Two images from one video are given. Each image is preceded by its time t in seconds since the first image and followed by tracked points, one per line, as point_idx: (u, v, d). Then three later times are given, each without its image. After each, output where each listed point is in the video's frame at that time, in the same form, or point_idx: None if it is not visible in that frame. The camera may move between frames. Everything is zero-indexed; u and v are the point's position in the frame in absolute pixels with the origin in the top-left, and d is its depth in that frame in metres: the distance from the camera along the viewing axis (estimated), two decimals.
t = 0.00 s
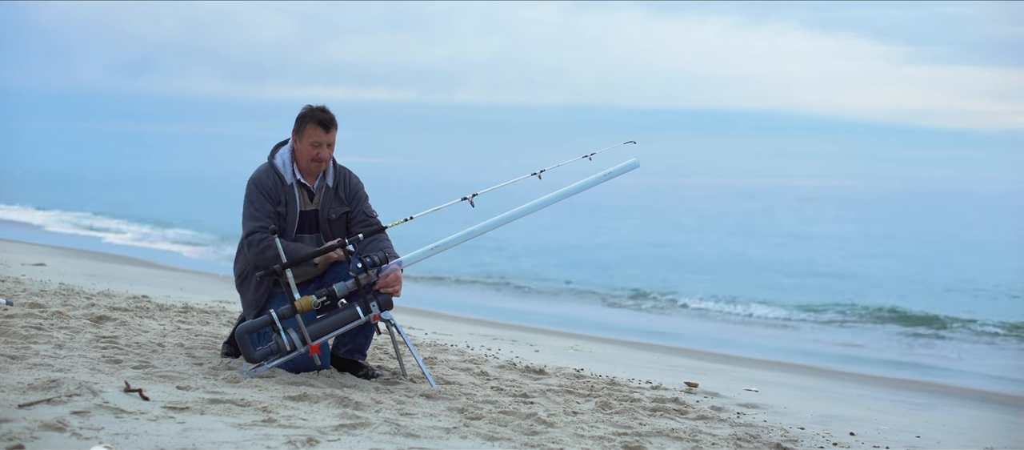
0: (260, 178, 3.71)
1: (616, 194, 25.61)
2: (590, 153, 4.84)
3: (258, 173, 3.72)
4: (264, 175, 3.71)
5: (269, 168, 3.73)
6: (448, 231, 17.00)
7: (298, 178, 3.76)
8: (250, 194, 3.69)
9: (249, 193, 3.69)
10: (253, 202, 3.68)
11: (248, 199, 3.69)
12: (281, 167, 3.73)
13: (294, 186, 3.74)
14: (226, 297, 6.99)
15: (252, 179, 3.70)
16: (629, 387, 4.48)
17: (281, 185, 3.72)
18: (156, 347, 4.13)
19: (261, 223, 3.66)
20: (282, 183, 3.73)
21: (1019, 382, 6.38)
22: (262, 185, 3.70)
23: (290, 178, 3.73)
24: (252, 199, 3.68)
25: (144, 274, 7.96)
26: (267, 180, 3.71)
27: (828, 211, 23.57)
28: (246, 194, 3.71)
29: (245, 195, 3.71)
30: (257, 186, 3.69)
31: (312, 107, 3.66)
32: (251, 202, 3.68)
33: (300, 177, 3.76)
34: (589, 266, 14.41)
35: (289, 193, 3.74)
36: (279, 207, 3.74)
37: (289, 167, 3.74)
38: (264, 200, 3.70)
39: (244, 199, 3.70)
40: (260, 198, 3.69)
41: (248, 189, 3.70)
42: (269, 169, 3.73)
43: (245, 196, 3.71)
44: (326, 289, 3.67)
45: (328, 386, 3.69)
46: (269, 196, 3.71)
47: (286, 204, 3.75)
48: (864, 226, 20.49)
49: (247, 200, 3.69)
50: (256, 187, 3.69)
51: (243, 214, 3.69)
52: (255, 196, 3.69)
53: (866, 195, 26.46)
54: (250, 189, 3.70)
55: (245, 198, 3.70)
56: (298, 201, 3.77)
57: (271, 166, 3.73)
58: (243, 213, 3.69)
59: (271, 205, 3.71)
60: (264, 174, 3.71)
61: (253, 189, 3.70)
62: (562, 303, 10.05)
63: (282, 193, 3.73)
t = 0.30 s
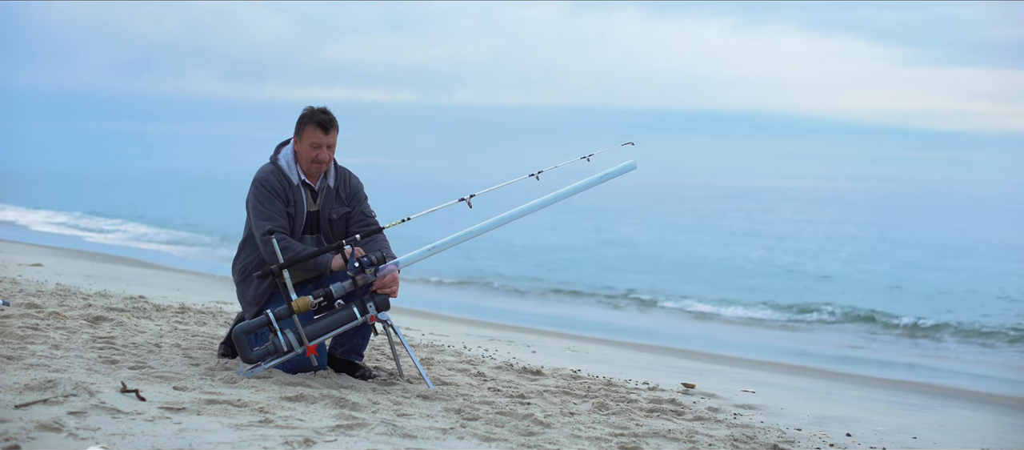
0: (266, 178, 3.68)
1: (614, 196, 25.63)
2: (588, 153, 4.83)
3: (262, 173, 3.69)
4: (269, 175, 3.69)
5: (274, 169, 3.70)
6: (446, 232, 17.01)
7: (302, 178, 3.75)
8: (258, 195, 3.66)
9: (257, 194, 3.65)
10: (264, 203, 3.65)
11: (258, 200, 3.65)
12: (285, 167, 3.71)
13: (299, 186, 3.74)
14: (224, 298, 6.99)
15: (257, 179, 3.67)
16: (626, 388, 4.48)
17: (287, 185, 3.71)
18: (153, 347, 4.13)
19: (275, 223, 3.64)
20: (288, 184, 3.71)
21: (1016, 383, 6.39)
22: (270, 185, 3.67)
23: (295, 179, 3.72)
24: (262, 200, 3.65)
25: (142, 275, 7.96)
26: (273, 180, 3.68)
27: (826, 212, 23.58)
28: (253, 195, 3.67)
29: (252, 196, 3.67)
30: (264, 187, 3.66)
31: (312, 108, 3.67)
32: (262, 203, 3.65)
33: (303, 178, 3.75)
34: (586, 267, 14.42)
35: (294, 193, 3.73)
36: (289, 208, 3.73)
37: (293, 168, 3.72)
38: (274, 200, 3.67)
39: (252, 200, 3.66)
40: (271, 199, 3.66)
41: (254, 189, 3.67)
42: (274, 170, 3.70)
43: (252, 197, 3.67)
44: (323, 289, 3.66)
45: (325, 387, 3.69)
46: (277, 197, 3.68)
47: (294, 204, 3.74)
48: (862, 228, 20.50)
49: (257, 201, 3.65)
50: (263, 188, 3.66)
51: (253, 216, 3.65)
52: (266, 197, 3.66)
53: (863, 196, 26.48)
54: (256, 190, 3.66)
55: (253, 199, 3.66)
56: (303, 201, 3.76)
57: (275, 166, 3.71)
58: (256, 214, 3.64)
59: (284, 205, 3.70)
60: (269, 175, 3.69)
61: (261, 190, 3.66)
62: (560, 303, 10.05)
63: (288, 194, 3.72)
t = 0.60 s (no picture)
0: (267, 178, 3.68)
1: (613, 197, 25.66)
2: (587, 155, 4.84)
3: (263, 173, 3.69)
4: (271, 175, 3.69)
5: (275, 170, 3.71)
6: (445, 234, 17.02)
7: (303, 179, 3.76)
8: (259, 195, 3.66)
9: (258, 194, 3.65)
10: (266, 203, 3.65)
11: (260, 200, 3.65)
12: (286, 168, 3.71)
13: (300, 186, 3.74)
14: (222, 298, 7.00)
15: (258, 179, 3.68)
16: (624, 390, 4.48)
17: (289, 185, 3.71)
18: (151, 347, 4.13)
19: (277, 223, 3.64)
20: (289, 184, 3.72)
21: (1014, 385, 6.39)
22: (271, 185, 3.67)
23: (296, 179, 3.73)
24: (264, 200, 3.66)
25: (140, 275, 7.97)
26: (275, 180, 3.68)
27: (825, 214, 23.59)
28: (253, 194, 3.67)
29: (252, 196, 3.67)
30: (265, 186, 3.66)
31: (313, 109, 3.67)
32: (264, 203, 3.65)
33: (304, 178, 3.76)
34: (585, 268, 14.44)
35: (296, 194, 3.73)
36: (291, 208, 3.73)
37: (294, 168, 3.73)
38: (276, 199, 3.67)
39: (254, 199, 3.66)
40: (272, 198, 3.67)
41: (255, 189, 3.66)
42: (275, 170, 3.70)
43: (253, 197, 3.67)
44: (322, 291, 3.67)
45: (323, 388, 3.69)
46: (279, 196, 3.68)
47: (295, 205, 3.74)
48: (861, 230, 20.51)
49: (258, 201, 3.65)
50: (264, 188, 3.66)
51: (255, 215, 3.65)
52: (267, 196, 3.66)
53: (862, 198, 26.48)
54: (257, 190, 3.66)
55: (254, 199, 3.66)
56: (304, 201, 3.77)
57: (276, 167, 3.71)
58: (258, 214, 3.64)
59: (286, 206, 3.71)
60: (270, 175, 3.69)
61: (262, 189, 3.66)
62: (558, 305, 10.06)
63: (290, 194, 3.72)
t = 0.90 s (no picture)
0: (275, 186, 3.68)
1: (617, 205, 25.67)
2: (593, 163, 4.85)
3: (271, 181, 3.70)
4: (279, 183, 3.69)
5: (283, 178, 3.71)
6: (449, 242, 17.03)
7: (310, 186, 3.76)
8: (267, 202, 3.66)
9: (266, 201, 3.66)
10: (274, 210, 3.66)
11: (268, 207, 3.66)
12: (294, 176, 3.72)
13: (308, 194, 3.75)
14: (227, 307, 7.01)
15: (265, 186, 3.68)
16: (630, 398, 4.47)
17: (297, 193, 3.72)
18: (157, 356, 4.14)
19: (285, 231, 3.64)
20: (297, 192, 3.72)
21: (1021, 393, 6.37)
22: (279, 192, 3.68)
23: (304, 187, 3.73)
24: (272, 207, 3.66)
25: (145, 283, 7.99)
26: (283, 188, 3.69)
27: (830, 221, 23.56)
28: (261, 202, 3.68)
29: (260, 203, 3.68)
30: (272, 194, 3.67)
31: (320, 118, 3.68)
32: (272, 210, 3.66)
33: (312, 186, 3.76)
34: (589, 276, 14.43)
35: (304, 201, 3.74)
36: (298, 215, 3.74)
37: (302, 176, 3.74)
38: (284, 207, 3.68)
39: (262, 207, 3.67)
40: (280, 205, 3.67)
41: (263, 196, 3.67)
42: (282, 178, 3.71)
43: (261, 204, 3.67)
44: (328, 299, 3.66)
45: (329, 396, 3.69)
46: (287, 204, 3.69)
47: (303, 212, 3.75)
48: (866, 237, 20.46)
49: (267, 209, 3.66)
50: (272, 195, 3.67)
51: (263, 222, 3.65)
52: (275, 204, 3.67)
53: (868, 205, 26.41)
54: (265, 197, 3.67)
55: (262, 207, 3.67)
56: (312, 209, 3.77)
57: (284, 174, 3.72)
58: (266, 221, 3.65)
59: (294, 213, 3.71)
60: (278, 182, 3.69)
61: (269, 197, 3.67)
62: (562, 312, 10.06)
63: (297, 202, 3.72)
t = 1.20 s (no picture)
0: (280, 188, 3.69)
1: (622, 206, 25.65)
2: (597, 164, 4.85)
3: (276, 183, 3.70)
4: (284, 185, 3.70)
5: (288, 180, 3.72)
6: (453, 244, 17.04)
7: (316, 188, 3.77)
8: (273, 204, 3.67)
9: (272, 203, 3.67)
10: (280, 212, 3.67)
11: (275, 209, 3.66)
12: (299, 178, 3.72)
13: (314, 196, 3.75)
14: (233, 309, 7.02)
15: (271, 188, 3.69)
16: (635, 399, 4.47)
17: (302, 195, 3.72)
18: (163, 358, 4.14)
19: (291, 232, 3.65)
20: (302, 193, 3.72)
21: None
22: (285, 194, 3.68)
23: (309, 189, 3.74)
24: (278, 209, 3.67)
25: (151, 286, 8.01)
26: (289, 190, 3.69)
27: (834, 222, 23.52)
28: (267, 204, 3.68)
29: (266, 205, 3.68)
30: (278, 196, 3.67)
31: (324, 120, 3.68)
32: (278, 212, 3.66)
33: (317, 188, 3.77)
34: (593, 278, 14.43)
35: (309, 203, 3.74)
36: (305, 217, 3.75)
37: (307, 178, 3.74)
38: (290, 209, 3.68)
39: (267, 208, 3.67)
40: (286, 207, 3.68)
41: (269, 198, 3.68)
42: (288, 180, 3.71)
43: (267, 205, 3.68)
44: (333, 301, 3.66)
45: (333, 398, 3.69)
46: (293, 206, 3.69)
47: (309, 214, 3.75)
48: (870, 238, 20.42)
49: (273, 210, 3.66)
50: (278, 197, 3.67)
51: (269, 224, 3.66)
52: (281, 206, 3.67)
53: (872, 207, 26.37)
54: (271, 199, 3.67)
55: (268, 209, 3.67)
56: (318, 211, 3.78)
57: (289, 176, 3.72)
58: (273, 223, 3.65)
59: (300, 215, 3.72)
60: (283, 185, 3.70)
61: (275, 199, 3.67)
62: (566, 314, 10.05)
63: (303, 203, 3.73)
